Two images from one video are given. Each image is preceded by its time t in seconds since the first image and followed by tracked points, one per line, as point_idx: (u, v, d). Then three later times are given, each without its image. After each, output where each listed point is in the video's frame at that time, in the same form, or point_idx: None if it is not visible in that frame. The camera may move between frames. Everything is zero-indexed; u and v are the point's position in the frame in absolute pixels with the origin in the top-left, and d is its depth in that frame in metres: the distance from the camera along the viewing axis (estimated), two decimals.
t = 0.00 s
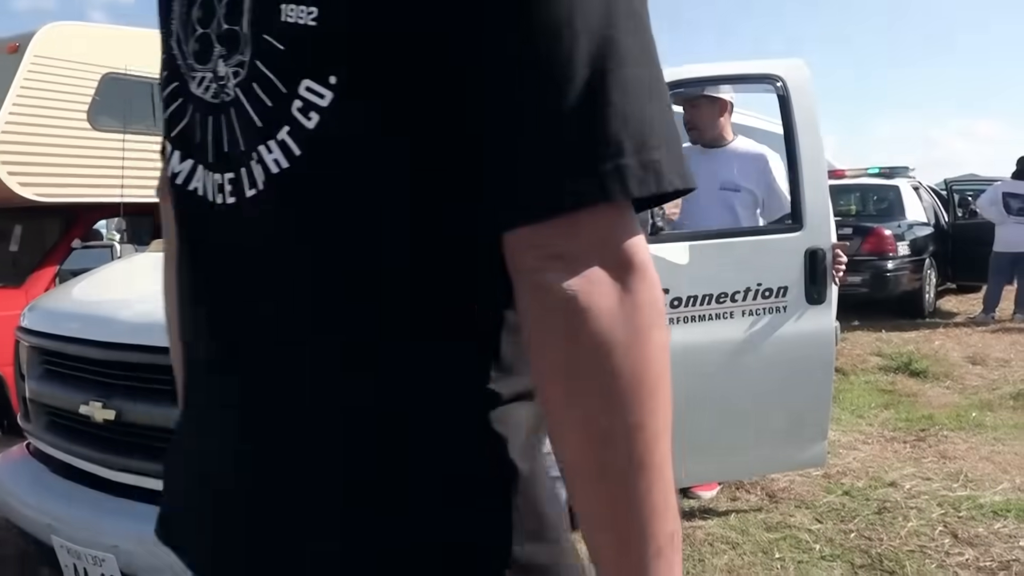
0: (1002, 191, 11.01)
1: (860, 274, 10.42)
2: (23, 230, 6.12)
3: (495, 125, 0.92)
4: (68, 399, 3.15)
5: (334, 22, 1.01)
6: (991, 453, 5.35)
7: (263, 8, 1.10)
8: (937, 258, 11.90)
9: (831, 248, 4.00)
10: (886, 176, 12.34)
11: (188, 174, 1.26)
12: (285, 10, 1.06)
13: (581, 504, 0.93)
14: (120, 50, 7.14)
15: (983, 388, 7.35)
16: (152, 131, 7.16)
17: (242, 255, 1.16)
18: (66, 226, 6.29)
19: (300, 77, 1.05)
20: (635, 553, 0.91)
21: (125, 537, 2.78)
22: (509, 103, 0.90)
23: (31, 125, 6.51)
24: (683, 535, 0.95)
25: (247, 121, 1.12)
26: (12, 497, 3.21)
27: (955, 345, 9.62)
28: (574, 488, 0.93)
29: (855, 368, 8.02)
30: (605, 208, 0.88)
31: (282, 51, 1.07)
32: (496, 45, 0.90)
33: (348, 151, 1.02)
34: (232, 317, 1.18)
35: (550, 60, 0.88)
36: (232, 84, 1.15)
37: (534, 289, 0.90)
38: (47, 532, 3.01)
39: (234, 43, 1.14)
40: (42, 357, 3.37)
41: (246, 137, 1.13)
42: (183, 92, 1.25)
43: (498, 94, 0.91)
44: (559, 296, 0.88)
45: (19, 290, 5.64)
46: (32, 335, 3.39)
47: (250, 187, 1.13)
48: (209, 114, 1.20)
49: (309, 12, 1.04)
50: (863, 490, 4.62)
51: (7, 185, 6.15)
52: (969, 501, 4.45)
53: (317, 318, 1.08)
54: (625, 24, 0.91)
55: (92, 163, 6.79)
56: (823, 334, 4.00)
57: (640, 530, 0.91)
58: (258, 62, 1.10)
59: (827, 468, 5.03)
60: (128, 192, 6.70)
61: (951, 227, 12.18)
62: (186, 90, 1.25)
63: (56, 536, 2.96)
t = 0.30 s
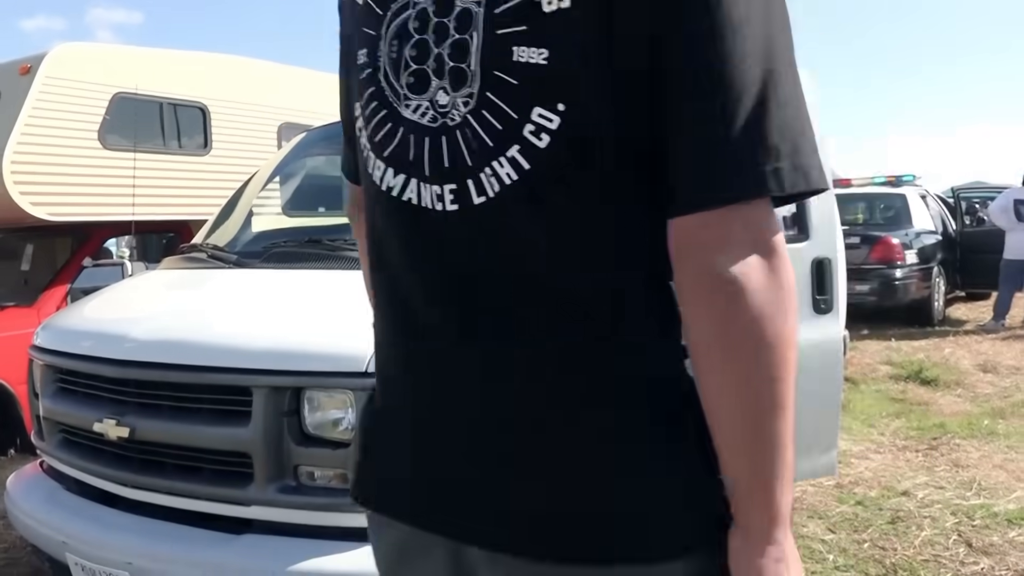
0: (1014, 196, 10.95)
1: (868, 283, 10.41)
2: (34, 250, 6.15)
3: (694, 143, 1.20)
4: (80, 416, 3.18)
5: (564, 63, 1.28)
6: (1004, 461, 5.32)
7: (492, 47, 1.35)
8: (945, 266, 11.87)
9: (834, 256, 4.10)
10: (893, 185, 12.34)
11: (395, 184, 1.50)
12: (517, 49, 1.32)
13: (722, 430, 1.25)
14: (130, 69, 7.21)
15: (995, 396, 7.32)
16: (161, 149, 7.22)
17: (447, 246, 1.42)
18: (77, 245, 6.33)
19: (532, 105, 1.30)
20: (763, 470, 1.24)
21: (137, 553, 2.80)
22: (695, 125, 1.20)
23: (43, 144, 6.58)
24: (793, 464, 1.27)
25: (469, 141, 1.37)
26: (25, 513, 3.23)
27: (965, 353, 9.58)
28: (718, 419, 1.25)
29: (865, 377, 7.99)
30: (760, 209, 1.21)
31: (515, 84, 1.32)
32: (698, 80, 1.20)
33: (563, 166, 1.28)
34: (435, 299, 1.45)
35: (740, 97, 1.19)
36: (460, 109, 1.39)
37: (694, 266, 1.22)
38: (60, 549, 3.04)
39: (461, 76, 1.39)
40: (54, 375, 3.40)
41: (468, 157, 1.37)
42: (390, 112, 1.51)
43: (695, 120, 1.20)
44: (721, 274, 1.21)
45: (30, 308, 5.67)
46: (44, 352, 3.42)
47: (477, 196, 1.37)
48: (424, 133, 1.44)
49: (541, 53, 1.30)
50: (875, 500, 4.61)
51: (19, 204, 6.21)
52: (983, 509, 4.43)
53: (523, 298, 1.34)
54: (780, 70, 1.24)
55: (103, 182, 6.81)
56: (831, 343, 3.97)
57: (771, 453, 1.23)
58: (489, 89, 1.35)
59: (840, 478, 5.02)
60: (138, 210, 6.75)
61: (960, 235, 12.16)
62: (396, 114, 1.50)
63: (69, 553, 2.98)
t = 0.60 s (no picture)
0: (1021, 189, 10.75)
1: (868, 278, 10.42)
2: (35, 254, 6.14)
3: (814, 146, 1.44)
4: (83, 420, 3.19)
5: (705, 68, 1.44)
6: (1006, 454, 5.33)
7: (634, 54, 1.49)
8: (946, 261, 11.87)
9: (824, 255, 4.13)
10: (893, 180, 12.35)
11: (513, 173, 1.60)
12: (660, 57, 1.46)
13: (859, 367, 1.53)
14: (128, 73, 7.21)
15: (997, 390, 7.32)
16: (161, 153, 7.23)
17: (572, 234, 1.52)
18: (78, 249, 6.34)
19: (671, 106, 1.45)
20: (895, 394, 1.54)
21: (141, 556, 2.81)
22: (832, 119, 1.42)
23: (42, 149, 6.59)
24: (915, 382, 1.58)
25: (605, 139, 1.50)
26: (29, 518, 3.24)
27: (966, 347, 9.58)
28: (858, 360, 1.53)
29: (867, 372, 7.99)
30: (891, 184, 1.47)
31: (658, 88, 1.46)
32: (822, 90, 1.41)
33: (699, 164, 1.45)
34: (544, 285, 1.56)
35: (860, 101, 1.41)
36: (597, 111, 1.52)
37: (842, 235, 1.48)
38: (64, 553, 3.05)
39: (598, 79, 1.52)
40: (56, 379, 3.40)
41: (601, 153, 1.50)
42: (508, 110, 1.62)
43: (823, 120, 1.42)
44: (869, 240, 1.47)
45: (32, 312, 5.69)
46: (46, 357, 3.43)
47: (608, 190, 1.49)
48: (552, 130, 1.56)
49: (681, 62, 1.45)
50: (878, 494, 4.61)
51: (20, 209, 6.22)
52: (985, 503, 4.43)
53: (652, 280, 1.47)
54: (898, 74, 1.47)
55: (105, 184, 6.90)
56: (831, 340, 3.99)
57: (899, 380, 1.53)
58: (628, 92, 1.49)
59: (842, 473, 5.02)
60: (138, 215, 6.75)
61: (959, 230, 12.15)
62: (518, 112, 1.61)
63: (73, 556, 3.00)
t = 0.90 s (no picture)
0: None
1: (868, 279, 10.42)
2: (35, 260, 6.13)
3: (819, 170, 1.53)
4: (84, 427, 3.19)
5: (726, 94, 1.51)
6: (1008, 456, 5.33)
7: (662, 79, 1.54)
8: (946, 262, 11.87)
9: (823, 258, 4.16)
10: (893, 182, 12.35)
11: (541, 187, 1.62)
12: (687, 82, 1.52)
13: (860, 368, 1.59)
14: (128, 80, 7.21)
15: (997, 391, 7.32)
16: (161, 158, 7.21)
17: (594, 242, 1.56)
18: (78, 256, 6.33)
19: (694, 126, 1.51)
20: (900, 392, 1.60)
21: (143, 564, 2.81)
22: (835, 148, 1.52)
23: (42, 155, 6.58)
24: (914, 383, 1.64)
25: (636, 153, 1.54)
26: (31, 525, 3.24)
27: (967, 348, 9.57)
28: (860, 362, 1.59)
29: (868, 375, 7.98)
30: (881, 199, 1.55)
31: (683, 110, 1.52)
32: (826, 120, 1.52)
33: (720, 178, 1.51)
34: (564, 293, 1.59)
35: (852, 137, 1.52)
36: (627, 129, 1.56)
37: (838, 242, 1.54)
38: (66, 560, 3.05)
39: (627, 102, 1.56)
40: (57, 387, 3.41)
41: (631, 165, 1.54)
42: (548, 123, 1.62)
43: (828, 148, 1.52)
44: (863, 246, 1.53)
45: (32, 320, 5.68)
46: (47, 365, 3.43)
47: (634, 198, 1.53)
48: (580, 147, 1.59)
49: (703, 89, 1.51)
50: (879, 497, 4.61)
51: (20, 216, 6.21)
52: (987, 505, 4.43)
53: (669, 287, 1.52)
54: (886, 117, 1.59)
55: (102, 191, 6.83)
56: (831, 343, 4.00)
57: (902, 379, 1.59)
58: (658, 113, 1.54)
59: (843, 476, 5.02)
60: (138, 221, 6.76)
61: (959, 231, 12.15)
62: (557, 127, 1.62)
63: (75, 564, 3.00)
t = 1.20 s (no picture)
0: None
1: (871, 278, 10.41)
2: (40, 254, 6.13)
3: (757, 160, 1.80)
4: (90, 419, 3.20)
5: (683, 102, 1.81)
6: (1010, 454, 5.34)
7: (630, 91, 1.83)
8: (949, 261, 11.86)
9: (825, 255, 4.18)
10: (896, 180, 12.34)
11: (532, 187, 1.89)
12: (650, 91, 1.81)
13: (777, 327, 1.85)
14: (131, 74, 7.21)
15: (1000, 390, 7.32)
16: (166, 153, 7.24)
17: (576, 229, 1.84)
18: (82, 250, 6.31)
19: (657, 127, 1.81)
20: (809, 348, 1.84)
21: (149, 555, 2.82)
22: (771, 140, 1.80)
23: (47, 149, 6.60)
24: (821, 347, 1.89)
25: (612, 153, 1.82)
26: (37, 516, 3.26)
27: (970, 347, 9.56)
28: (774, 318, 1.85)
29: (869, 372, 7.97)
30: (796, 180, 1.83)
31: (649, 115, 1.81)
32: (761, 116, 1.80)
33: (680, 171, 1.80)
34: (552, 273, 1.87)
35: (782, 132, 1.81)
36: (604, 133, 1.84)
37: (759, 211, 1.82)
38: (72, 551, 3.06)
39: (602, 111, 1.85)
40: (63, 379, 3.42)
41: (606, 162, 1.82)
42: (535, 132, 1.90)
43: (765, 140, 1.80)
44: (778, 218, 1.81)
45: (37, 312, 5.73)
46: (53, 357, 3.44)
47: (610, 189, 1.81)
48: (565, 151, 1.87)
49: (664, 97, 1.81)
50: (882, 494, 4.62)
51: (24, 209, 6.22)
52: (989, 502, 4.44)
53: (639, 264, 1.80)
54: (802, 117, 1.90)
55: (111, 185, 6.88)
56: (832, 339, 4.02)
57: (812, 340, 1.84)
58: (628, 119, 1.82)
59: (845, 473, 5.02)
60: (143, 215, 6.78)
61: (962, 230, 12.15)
62: (544, 136, 1.89)
63: (81, 555, 3.01)
